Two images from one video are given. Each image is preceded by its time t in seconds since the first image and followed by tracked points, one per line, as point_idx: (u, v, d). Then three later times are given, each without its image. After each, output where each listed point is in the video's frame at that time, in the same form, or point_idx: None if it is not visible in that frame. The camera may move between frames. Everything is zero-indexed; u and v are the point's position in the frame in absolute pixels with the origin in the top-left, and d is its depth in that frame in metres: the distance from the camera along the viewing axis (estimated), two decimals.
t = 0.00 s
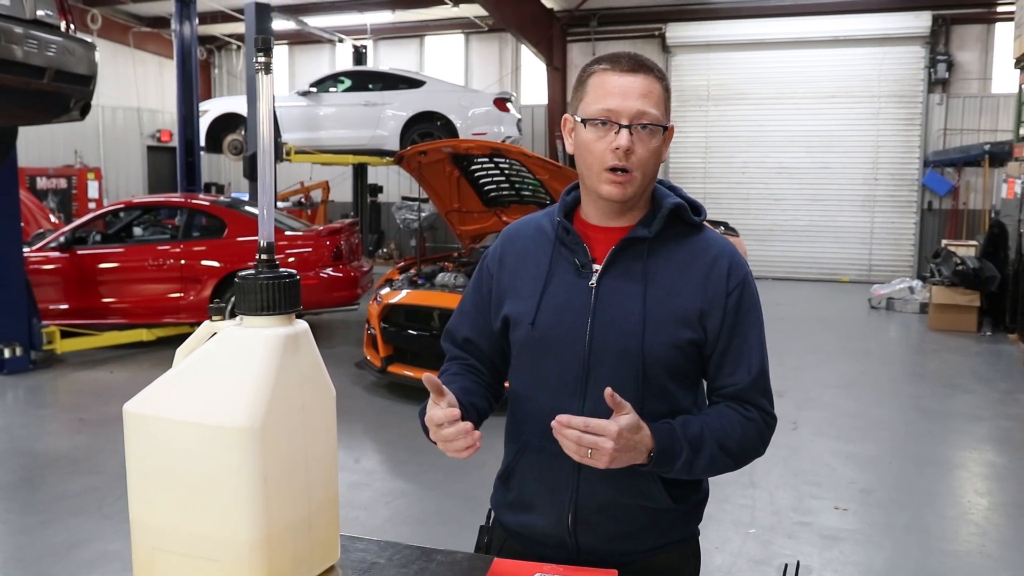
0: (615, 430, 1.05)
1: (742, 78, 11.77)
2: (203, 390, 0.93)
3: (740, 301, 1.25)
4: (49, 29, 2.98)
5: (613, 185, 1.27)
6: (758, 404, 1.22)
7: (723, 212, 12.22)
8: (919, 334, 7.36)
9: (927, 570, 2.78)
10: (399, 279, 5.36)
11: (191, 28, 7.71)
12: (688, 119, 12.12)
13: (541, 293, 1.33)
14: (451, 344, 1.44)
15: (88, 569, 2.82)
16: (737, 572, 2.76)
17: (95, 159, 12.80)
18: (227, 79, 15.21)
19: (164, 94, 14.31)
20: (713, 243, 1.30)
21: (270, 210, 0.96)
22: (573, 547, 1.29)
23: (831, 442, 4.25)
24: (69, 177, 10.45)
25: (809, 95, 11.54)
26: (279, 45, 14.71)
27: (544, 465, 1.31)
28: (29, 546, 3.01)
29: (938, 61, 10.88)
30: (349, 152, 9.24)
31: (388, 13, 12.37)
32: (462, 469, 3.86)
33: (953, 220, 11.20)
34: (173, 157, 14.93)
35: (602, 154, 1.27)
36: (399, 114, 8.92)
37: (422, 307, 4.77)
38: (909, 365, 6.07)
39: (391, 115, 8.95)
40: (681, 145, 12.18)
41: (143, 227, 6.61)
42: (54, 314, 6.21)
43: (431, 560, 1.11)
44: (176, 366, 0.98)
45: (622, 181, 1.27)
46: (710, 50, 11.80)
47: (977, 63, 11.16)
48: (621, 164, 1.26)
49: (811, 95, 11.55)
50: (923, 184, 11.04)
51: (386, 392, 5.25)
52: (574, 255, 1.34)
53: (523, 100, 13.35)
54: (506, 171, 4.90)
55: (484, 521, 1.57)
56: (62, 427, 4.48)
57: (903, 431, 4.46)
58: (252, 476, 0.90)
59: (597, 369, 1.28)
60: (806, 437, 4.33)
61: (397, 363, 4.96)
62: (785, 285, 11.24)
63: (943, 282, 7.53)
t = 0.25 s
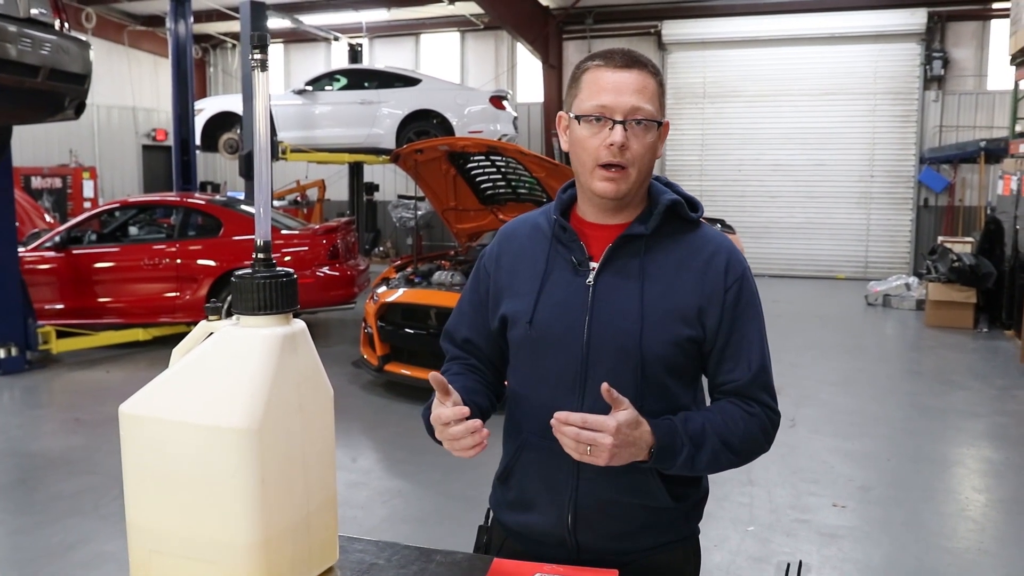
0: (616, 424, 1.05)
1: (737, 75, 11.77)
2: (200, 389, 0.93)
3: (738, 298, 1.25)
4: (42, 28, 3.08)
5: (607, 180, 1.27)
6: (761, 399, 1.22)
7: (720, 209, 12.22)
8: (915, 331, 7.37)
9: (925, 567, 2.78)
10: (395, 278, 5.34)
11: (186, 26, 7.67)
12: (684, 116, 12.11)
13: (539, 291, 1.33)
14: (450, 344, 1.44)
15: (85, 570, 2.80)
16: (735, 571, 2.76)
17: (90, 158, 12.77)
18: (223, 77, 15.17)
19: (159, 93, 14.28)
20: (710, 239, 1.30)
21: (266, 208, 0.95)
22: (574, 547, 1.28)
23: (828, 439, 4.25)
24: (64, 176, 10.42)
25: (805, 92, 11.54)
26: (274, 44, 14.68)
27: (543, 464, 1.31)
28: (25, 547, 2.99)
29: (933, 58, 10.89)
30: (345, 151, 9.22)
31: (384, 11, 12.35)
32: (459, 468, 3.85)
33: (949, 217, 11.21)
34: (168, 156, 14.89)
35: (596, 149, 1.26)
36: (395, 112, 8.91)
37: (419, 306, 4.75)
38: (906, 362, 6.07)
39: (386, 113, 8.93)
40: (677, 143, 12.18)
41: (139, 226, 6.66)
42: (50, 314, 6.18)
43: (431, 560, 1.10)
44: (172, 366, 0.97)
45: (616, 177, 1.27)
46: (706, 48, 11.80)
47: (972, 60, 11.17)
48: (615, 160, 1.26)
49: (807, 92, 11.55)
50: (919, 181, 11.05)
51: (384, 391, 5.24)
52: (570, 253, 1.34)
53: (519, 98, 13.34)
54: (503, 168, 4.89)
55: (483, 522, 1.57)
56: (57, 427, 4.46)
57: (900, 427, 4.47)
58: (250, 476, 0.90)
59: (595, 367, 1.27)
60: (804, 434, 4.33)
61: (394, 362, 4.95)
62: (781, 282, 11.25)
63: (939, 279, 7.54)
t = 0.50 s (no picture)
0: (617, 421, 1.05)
1: (735, 73, 11.77)
2: (198, 389, 0.92)
3: (739, 295, 1.24)
4: (38, 24, 3.21)
5: (603, 177, 1.26)
6: (762, 397, 1.21)
7: (717, 207, 12.22)
8: (913, 328, 7.37)
9: (925, 566, 2.78)
10: (393, 276, 5.33)
11: (182, 25, 7.65)
12: (682, 114, 12.11)
13: (538, 290, 1.32)
14: (449, 344, 1.43)
15: (83, 571, 2.79)
16: (734, 569, 2.76)
17: (87, 157, 12.74)
18: (219, 76, 15.14)
19: (155, 91, 14.24)
20: (710, 237, 1.29)
21: (264, 206, 0.95)
22: (575, 546, 1.28)
23: (827, 437, 4.25)
24: (61, 175, 10.39)
25: (802, 89, 11.54)
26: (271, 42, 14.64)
27: (544, 463, 1.30)
28: (23, 547, 2.98)
29: (930, 55, 10.89)
30: (342, 149, 9.20)
31: (381, 9, 12.33)
32: (458, 467, 3.84)
33: (946, 214, 11.22)
34: (165, 155, 14.87)
35: (590, 146, 1.26)
36: (392, 110, 8.89)
37: (417, 305, 4.74)
38: (904, 359, 6.08)
39: (384, 111, 8.91)
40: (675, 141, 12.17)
41: (136, 225, 6.68)
42: (46, 313, 6.16)
43: (431, 561, 1.09)
44: (170, 366, 0.96)
45: (612, 173, 1.26)
46: (704, 45, 11.79)
47: (969, 57, 11.18)
48: (610, 156, 1.25)
49: (804, 89, 11.55)
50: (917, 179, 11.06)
51: (382, 390, 5.23)
52: (569, 251, 1.33)
53: (516, 95, 13.33)
54: (500, 166, 4.88)
55: (483, 522, 1.56)
56: (55, 427, 4.45)
57: (898, 425, 4.47)
58: (249, 477, 0.89)
59: (595, 365, 1.26)
60: (803, 432, 4.33)
61: (392, 360, 4.94)
62: (779, 279, 11.26)
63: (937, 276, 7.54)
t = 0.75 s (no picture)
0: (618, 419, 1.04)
1: (734, 73, 11.77)
2: (199, 388, 0.91)
3: (741, 295, 1.24)
4: (35, 22, 3.27)
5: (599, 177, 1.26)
6: (764, 397, 1.21)
7: (716, 208, 12.22)
8: (911, 329, 7.38)
9: (923, 567, 2.78)
10: (392, 275, 5.33)
11: (180, 23, 7.62)
12: (681, 115, 12.11)
13: (538, 290, 1.32)
14: (450, 344, 1.42)
15: (80, 569, 2.79)
16: (734, 570, 2.76)
17: (85, 155, 12.71)
18: (218, 74, 15.12)
19: (153, 90, 14.22)
20: (713, 237, 1.28)
21: (265, 205, 0.94)
22: (576, 548, 1.27)
23: (826, 438, 4.25)
24: (58, 173, 10.35)
25: (801, 90, 11.55)
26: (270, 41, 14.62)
27: (545, 465, 1.30)
28: (20, 547, 2.97)
29: (929, 56, 10.90)
30: (340, 148, 9.18)
31: (380, 8, 12.31)
32: (457, 467, 3.84)
33: (945, 216, 11.23)
34: (163, 153, 14.83)
35: (585, 147, 1.25)
36: (390, 109, 8.87)
37: (415, 304, 4.74)
38: (902, 361, 6.09)
39: (382, 110, 8.90)
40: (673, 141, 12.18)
41: (134, 223, 6.62)
42: (44, 311, 6.16)
43: (432, 562, 1.09)
44: (168, 366, 0.95)
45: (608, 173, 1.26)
46: (703, 46, 11.79)
47: (968, 59, 11.19)
48: (605, 157, 1.25)
49: (803, 90, 11.55)
50: (915, 180, 11.07)
51: (380, 389, 5.23)
52: (570, 251, 1.33)
53: (515, 95, 13.32)
54: (499, 166, 4.87)
55: (483, 523, 1.56)
56: (52, 425, 4.44)
57: (896, 426, 4.47)
58: (249, 477, 0.88)
59: (596, 366, 1.26)
60: (802, 433, 4.33)
61: (390, 360, 4.93)
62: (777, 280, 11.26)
63: (935, 277, 7.55)
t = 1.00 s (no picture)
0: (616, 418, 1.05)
1: (733, 74, 11.77)
2: (200, 388, 0.91)
3: (745, 296, 1.24)
4: (35, 19, 3.32)
5: (601, 177, 1.26)
6: (767, 398, 1.21)
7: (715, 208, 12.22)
8: (910, 331, 7.38)
9: (922, 569, 2.78)
10: (391, 275, 5.32)
11: (180, 21, 7.61)
12: (680, 115, 12.11)
13: (541, 291, 1.31)
14: (452, 344, 1.42)
15: (77, 569, 2.78)
16: (733, 571, 2.75)
17: (83, 153, 12.69)
18: (217, 73, 15.10)
19: (152, 88, 14.20)
20: (716, 237, 1.28)
21: (267, 204, 0.93)
22: (577, 550, 1.27)
23: (825, 439, 4.25)
24: (57, 171, 10.34)
25: (800, 91, 11.55)
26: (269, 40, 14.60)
27: (547, 466, 1.29)
28: (18, 546, 2.96)
29: (929, 58, 10.90)
30: (340, 148, 9.17)
31: (379, 7, 12.30)
32: (455, 467, 3.83)
33: (943, 218, 11.23)
34: (162, 152, 14.82)
35: (586, 146, 1.25)
36: (390, 109, 8.86)
37: (414, 304, 4.74)
38: (900, 362, 6.09)
39: (382, 110, 8.89)
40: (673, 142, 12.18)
41: (132, 222, 6.58)
42: (42, 309, 6.15)
43: (433, 564, 1.08)
44: (169, 366, 0.95)
45: (610, 174, 1.25)
46: (702, 46, 11.79)
47: (967, 61, 11.19)
48: (607, 157, 1.24)
49: (802, 91, 11.55)
50: (914, 182, 11.08)
51: (378, 389, 5.22)
52: (574, 252, 1.32)
53: (514, 95, 13.32)
54: (499, 166, 4.87)
55: (483, 524, 1.56)
56: (50, 424, 4.43)
57: (895, 428, 4.46)
58: (250, 478, 0.88)
59: (599, 367, 1.25)
60: (801, 434, 4.33)
61: (389, 359, 4.93)
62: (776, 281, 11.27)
63: (934, 279, 7.55)
